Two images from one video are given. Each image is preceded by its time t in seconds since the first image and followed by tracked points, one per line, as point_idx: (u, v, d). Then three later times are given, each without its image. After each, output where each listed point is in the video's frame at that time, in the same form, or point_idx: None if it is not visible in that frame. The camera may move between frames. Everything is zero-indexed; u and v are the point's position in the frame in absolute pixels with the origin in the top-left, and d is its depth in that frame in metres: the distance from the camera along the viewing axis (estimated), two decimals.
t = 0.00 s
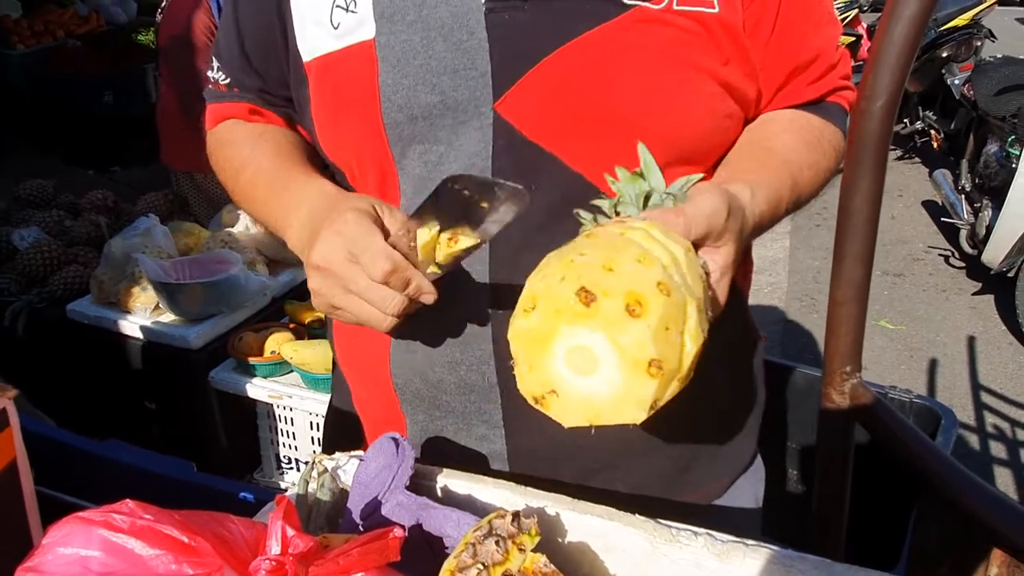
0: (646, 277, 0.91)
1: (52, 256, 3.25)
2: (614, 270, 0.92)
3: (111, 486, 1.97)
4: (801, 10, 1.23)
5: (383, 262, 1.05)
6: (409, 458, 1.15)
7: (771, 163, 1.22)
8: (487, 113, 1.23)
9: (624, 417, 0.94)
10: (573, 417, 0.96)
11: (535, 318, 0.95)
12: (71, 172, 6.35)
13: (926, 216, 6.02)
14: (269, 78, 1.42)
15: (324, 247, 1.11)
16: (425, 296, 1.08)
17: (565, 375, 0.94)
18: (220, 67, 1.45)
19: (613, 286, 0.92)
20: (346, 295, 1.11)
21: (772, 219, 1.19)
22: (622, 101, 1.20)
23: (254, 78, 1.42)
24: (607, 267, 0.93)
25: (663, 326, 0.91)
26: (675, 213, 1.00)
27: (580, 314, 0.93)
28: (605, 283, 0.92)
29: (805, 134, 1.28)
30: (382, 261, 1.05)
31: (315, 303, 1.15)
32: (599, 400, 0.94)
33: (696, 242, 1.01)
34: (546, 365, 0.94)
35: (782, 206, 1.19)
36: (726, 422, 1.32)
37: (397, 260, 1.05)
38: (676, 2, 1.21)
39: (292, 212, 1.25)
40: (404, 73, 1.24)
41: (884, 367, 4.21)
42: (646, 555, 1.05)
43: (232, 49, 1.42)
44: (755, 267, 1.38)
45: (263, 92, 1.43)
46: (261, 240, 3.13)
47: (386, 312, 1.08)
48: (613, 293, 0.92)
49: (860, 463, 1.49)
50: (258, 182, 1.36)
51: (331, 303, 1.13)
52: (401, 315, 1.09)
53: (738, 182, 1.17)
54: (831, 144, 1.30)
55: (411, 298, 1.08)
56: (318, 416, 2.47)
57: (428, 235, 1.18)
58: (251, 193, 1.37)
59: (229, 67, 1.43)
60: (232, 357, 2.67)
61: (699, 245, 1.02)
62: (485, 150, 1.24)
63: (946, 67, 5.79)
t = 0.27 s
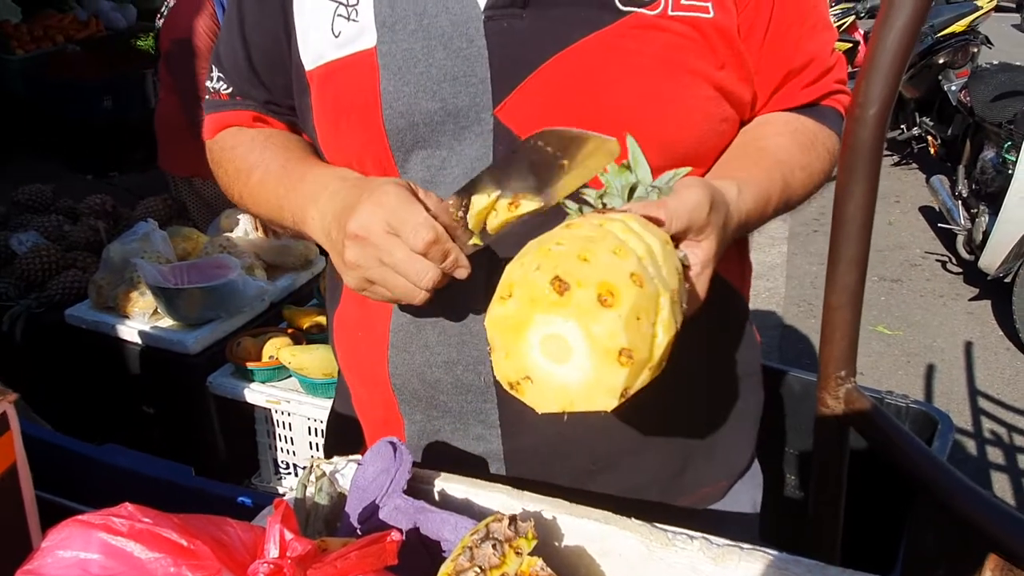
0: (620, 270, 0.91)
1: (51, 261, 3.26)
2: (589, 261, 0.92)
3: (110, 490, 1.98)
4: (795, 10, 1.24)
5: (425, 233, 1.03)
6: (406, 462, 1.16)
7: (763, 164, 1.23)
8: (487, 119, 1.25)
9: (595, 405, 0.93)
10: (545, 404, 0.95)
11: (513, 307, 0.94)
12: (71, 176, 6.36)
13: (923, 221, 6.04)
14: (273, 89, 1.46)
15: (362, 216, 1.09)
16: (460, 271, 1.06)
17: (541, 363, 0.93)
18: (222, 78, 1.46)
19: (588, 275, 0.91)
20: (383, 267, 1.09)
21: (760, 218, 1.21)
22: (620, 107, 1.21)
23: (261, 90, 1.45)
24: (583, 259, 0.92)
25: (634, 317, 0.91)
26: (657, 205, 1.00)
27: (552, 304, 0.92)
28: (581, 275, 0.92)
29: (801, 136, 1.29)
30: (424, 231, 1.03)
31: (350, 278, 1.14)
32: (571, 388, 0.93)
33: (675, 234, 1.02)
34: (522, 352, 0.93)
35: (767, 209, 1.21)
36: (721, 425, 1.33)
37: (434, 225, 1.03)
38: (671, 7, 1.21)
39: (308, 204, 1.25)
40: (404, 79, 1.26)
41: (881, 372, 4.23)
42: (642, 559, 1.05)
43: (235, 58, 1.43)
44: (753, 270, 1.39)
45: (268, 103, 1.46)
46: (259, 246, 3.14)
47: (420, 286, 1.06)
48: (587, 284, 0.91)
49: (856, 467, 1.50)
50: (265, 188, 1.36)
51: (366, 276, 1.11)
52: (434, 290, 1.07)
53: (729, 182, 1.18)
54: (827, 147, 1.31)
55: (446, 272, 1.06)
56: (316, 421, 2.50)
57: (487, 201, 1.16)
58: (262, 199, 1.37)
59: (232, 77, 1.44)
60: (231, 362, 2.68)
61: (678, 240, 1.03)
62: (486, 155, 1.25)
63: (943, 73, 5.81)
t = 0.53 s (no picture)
0: (584, 243, 0.92)
1: (42, 265, 3.24)
2: (555, 248, 0.93)
3: (101, 495, 1.97)
4: (786, 13, 1.24)
5: (399, 228, 1.04)
6: (398, 465, 1.15)
7: (744, 168, 1.25)
8: (477, 120, 1.24)
9: (614, 382, 0.91)
10: (568, 405, 0.94)
11: (500, 319, 0.95)
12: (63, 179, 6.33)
13: (915, 222, 6.06)
14: (269, 91, 1.46)
15: (341, 209, 1.11)
16: (437, 266, 1.06)
17: (546, 362, 0.92)
18: (218, 80, 1.46)
19: (557, 257, 0.92)
20: (362, 260, 1.11)
21: (749, 220, 1.21)
22: (612, 108, 1.21)
23: (256, 91, 1.45)
24: (549, 247, 0.94)
25: (614, 277, 0.90)
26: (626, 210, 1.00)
27: (532, 297, 0.92)
28: (549, 258, 0.92)
29: (790, 144, 1.30)
30: (398, 226, 1.04)
31: (328, 269, 1.16)
32: (584, 376, 0.91)
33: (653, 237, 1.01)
34: (524, 359, 0.93)
35: (755, 213, 1.21)
36: (715, 427, 1.33)
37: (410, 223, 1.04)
38: (661, 10, 1.21)
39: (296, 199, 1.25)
40: (395, 82, 1.26)
41: (875, 372, 4.24)
42: (634, 561, 1.05)
43: (230, 63, 1.42)
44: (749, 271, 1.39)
45: (263, 104, 1.46)
46: (254, 247, 3.12)
47: (398, 282, 1.09)
48: (557, 262, 0.92)
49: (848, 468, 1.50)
50: (254, 182, 1.36)
51: (343, 267, 1.14)
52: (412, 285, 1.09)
53: (705, 187, 1.21)
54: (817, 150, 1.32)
55: (423, 268, 1.06)
56: (310, 424, 2.49)
57: (458, 200, 1.09)
58: (251, 193, 1.37)
59: (229, 79, 1.43)
60: (223, 365, 2.67)
61: (659, 240, 1.01)
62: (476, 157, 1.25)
63: (934, 74, 5.84)
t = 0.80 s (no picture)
0: (572, 238, 0.92)
1: (43, 260, 3.24)
2: (543, 243, 0.94)
3: (102, 490, 1.97)
4: (794, 10, 1.24)
5: (410, 240, 1.03)
6: (399, 461, 1.15)
7: (749, 167, 1.24)
8: (481, 115, 1.24)
9: (608, 373, 0.90)
10: (563, 400, 0.93)
11: (491, 317, 0.94)
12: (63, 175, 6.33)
13: (916, 221, 6.06)
14: (273, 86, 1.45)
15: (350, 214, 1.10)
16: (444, 277, 1.07)
17: (538, 358, 0.92)
18: (220, 74, 1.46)
19: (545, 251, 0.92)
20: (370, 268, 1.10)
21: (754, 218, 1.20)
22: (617, 105, 1.21)
23: (259, 85, 1.44)
24: (538, 244, 0.94)
25: (603, 268, 0.90)
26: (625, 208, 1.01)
27: (522, 293, 0.92)
28: (537, 254, 0.93)
29: (798, 142, 1.29)
30: (409, 238, 1.03)
31: (333, 272, 1.15)
32: (577, 369, 0.91)
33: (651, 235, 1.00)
34: (517, 355, 0.92)
35: (760, 211, 1.21)
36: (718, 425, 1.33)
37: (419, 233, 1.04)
38: (670, 7, 1.20)
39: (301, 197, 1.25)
40: (401, 78, 1.26)
41: (875, 370, 4.24)
42: (635, 558, 1.05)
43: (235, 60, 1.43)
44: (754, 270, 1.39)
45: (266, 99, 1.46)
46: (255, 244, 3.11)
47: (403, 291, 1.08)
48: (545, 257, 0.92)
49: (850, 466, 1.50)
50: (258, 180, 1.35)
51: (349, 272, 1.13)
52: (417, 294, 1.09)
53: (708, 185, 1.20)
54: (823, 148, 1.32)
55: (430, 279, 1.07)
56: (310, 421, 2.50)
57: (471, 220, 1.11)
58: (255, 190, 1.36)
59: (232, 73, 1.44)
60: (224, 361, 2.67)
61: (658, 237, 1.01)
62: (480, 153, 1.24)
63: (936, 73, 5.83)
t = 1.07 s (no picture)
0: (575, 236, 0.93)
1: (46, 259, 3.25)
2: (546, 241, 0.94)
3: (104, 489, 1.98)
4: (801, 12, 1.24)
5: (404, 243, 1.04)
6: (400, 460, 1.15)
7: (754, 167, 1.24)
8: (485, 116, 1.24)
9: (613, 370, 0.90)
10: (567, 397, 0.93)
11: (495, 316, 0.94)
12: (65, 174, 6.34)
13: (918, 220, 6.05)
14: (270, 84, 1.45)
15: (344, 217, 1.10)
16: (437, 282, 1.07)
17: (542, 355, 0.92)
18: (220, 70, 1.47)
19: (549, 248, 0.93)
20: (364, 272, 1.11)
21: (761, 219, 1.21)
22: (622, 105, 1.21)
23: (256, 82, 1.44)
24: (541, 242, 0.94)
25: (607, 265, 0.90)
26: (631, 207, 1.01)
27: (526, 291, 0.92)
28: (540, 252, 0.93)
29: (803, 144, 1.30)
30: (403, 241, 1.04)
31: (327, 275, 1.16)
32: (582, 367, 0.91)
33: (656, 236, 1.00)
34: (522, 353, 0.92)
35: (767, 212, 1.21)
36: (721, 426, 1.33)
37: (414, 238, 1.04)
38: (676, 8, 1.21)
39: (298, 196, 1.25)
40: (405, 77, 1.26)
41: (877, 370, 4.24)
42: (635, 558, 1.06)
43: (234, 56, 1.43)
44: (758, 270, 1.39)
45: (264, 96, 1.46)
46: (257, 244, 3.12)
47: (397, 293, 1.09)
48: (548, 255, 0.92)
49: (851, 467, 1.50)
50: (255, 177, 1.36)
51: (343, 275, 1.14)
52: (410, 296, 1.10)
53: (714, 185, 1.20)
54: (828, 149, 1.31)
55: (423, 283, 1.07)
56: (312, 420, 2.50)
57: (464, 223, 1.09)
58: (252, 188, 1.37)
59: (230, 70, 1.45)
60: (226, 360, 2.67)
61: (664, 236, 1.01)
62: (484, 155, 1.25)
63: (939, 73, 5.82)
